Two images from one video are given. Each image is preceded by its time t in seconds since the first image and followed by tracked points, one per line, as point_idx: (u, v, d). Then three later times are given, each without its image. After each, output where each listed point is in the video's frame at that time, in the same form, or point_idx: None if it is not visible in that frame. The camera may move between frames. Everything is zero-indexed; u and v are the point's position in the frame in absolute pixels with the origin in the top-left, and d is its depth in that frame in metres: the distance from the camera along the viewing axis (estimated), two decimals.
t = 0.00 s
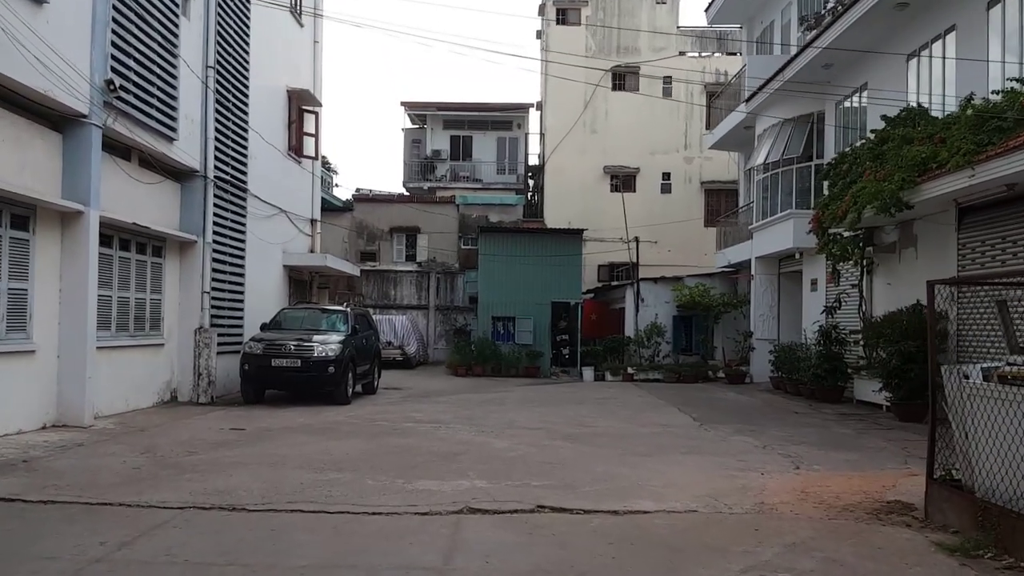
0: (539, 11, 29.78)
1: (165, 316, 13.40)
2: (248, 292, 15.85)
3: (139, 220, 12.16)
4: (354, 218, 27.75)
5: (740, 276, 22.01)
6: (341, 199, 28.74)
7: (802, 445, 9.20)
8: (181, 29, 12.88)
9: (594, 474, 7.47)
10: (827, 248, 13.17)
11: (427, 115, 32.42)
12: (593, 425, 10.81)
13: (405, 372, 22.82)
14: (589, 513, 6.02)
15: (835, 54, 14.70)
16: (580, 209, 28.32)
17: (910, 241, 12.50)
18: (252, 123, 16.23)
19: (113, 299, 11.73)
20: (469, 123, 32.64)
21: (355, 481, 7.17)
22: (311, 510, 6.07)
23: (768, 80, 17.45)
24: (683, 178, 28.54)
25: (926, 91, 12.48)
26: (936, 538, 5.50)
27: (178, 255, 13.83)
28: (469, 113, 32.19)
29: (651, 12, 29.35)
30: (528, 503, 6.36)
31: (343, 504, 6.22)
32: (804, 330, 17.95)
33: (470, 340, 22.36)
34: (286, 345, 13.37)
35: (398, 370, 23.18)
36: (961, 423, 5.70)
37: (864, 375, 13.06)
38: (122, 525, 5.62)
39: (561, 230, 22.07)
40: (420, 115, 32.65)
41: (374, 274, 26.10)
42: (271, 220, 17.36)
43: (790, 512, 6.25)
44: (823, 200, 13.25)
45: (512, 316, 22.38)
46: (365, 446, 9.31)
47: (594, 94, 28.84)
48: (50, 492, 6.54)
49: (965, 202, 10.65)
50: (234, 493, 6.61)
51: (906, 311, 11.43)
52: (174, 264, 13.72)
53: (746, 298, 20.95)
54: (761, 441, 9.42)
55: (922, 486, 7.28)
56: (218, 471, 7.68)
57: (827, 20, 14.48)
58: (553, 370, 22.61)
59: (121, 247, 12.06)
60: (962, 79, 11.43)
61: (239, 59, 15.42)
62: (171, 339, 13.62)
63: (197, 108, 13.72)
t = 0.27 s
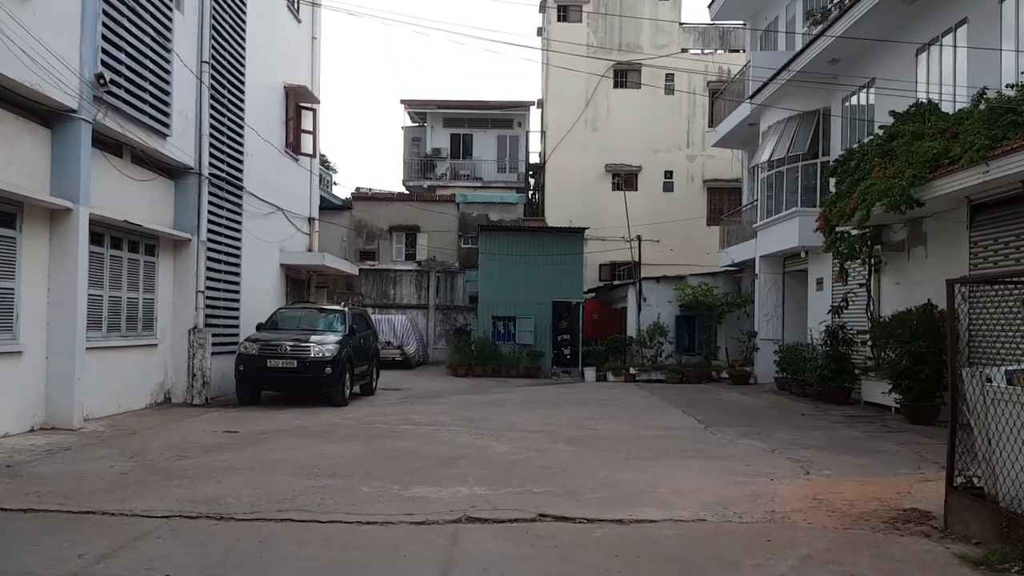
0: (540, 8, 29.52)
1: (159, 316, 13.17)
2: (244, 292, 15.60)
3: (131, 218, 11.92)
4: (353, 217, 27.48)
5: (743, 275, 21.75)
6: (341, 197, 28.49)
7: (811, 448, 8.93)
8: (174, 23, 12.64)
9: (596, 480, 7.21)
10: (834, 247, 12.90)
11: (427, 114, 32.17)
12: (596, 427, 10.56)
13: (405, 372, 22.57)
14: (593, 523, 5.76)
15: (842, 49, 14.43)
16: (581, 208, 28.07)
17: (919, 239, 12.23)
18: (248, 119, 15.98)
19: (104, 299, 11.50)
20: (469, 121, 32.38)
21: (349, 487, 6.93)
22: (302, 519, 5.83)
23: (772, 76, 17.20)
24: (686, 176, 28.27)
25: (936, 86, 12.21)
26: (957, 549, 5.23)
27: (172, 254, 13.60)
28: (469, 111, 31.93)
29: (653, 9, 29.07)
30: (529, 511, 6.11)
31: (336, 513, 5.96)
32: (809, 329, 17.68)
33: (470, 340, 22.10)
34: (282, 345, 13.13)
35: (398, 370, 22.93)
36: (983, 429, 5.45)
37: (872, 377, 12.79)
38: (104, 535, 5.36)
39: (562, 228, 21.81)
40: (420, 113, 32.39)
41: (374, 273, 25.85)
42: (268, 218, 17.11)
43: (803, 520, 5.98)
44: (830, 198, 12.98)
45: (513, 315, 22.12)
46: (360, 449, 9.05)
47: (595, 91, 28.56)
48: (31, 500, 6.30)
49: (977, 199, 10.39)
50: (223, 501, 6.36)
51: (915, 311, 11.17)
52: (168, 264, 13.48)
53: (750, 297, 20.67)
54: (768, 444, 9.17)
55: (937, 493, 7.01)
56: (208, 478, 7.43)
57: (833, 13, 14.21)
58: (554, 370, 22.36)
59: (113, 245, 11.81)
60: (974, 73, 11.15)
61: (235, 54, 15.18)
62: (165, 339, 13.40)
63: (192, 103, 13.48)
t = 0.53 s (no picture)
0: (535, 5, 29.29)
1: (147, 315, 12.91)
2: (234, 290, 15.35)
3: (117, 215, 11.66)
4: (347, 215, 27.21)
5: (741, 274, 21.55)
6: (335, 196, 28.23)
7: (812, 450, 8.71)
8: (161, 16, 12.39)
9: (592, 484, 6.97)
10: (834, 244, 12.68)
11: (422, 112, 31.92)
12: (591, 428, 10.33)
13: (399, 373, 22.32)
14: (588, 529, 5.53)
15: (842, 43, 14.22)
16: (577, 207, 27.84)
17: (921, 236, 12.02)
18: (239, 114, 15.72)
19: (89, 297, 11.24)
20: (465, 119, 32.14)
21: (336, 492, 6.69)
22: (285, 526, 5.58)
23: (770, 72, 17.00)
24: (682, 175, 28.07)
25: (938, 81, 11.99)
26: (968, 556, 5.01)
27: (160, 252, 13.34)
28: (465, 109, 31.68)
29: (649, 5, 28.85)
30: (522, 516, 5.87)
31: (320, 519, 5.72)
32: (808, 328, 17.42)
33: (465, 340, 21.86)
34: (272, 345, 12.87)
35: (392, 370, 22.69)
36: (995, 430, 5.22)
37: (873, 376, 12.58)
38: (75, 544, 5.11)
39: (558, 227, 21.58)
40: (415, 111, 32.13)
41: (368, 273, 25.60)
42: (258, 216, 16.84)
43: (806, 526, 5.74)
44: (830, 194, 12.76)
45: (509, 315, 21.88)
46: (349, 452, 8.79)
47: (591, 89, 28.34)
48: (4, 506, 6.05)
49: (981, 195, 10.17)
50: (204, 507, 6.12)
51: (917, 309, 10.95)
52: (156, 261, 13.22)
53: (748, 296, 20.45)
54: (768, 446, 8.94)
55: (944, 497, 6.76)
56: (190, 482, 7.19)
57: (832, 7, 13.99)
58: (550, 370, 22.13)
59: (98, 242, 11.55)
60: (977, 66, 10.94)
61: (225, 49, 14.93)
62: (153, 339, 13.14)
63: (180, 98, 13.21)
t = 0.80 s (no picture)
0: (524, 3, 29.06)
1: (126, 317, 12.59)
2: (216, 292, 15.05)
3: (94, 214, 11.35)
4: (334, 215, 26.89)
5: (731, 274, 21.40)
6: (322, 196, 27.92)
7: (806, 455, 8.51)
8: (139, 10, 12.08)
9: (581, 492, 6.74)
10: (827, 244, 12.51)
11: (410, 111, 31.63)
12: (580, 433, 10.11)
13: (386, 374, 22.05)
14: (577, 542, 5.29)
15: (833, 41, 14.06)
16: (567, 206, 27.63)
17: (914, 237, 11.86)
18: (221, 112, 15.41)
19: (65, 299, 10.93)
20: (453, 118, 31.87)
21: (316, 502, 6.43)
22: (260, 541, 5.33)
23: (761, 70, 16.83)
24: (672, 175, 27.90)
25: (931, 78, 11.83)
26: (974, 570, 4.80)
27: (140, 252, 13.03)
28: (453, 109, 31.41)
29: (639, 4, 28.67)
30: (508, 528, 5.63)
31: (297, 533, 5.47)
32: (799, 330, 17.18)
33: (454, 341, 21.61)
34: (254, 347, 12.59)
35: (379, 372, 22.41)
36: (1001, 438, 5.02)
37: (865, 379, 12.42)
38: (37, 561, 4.85)
39: (546, 227, 21.36)
40: (403, 110, 31.84)
41: (355, 273, 25.30)
42: (242, 216, 16.54)
43: (804, 537, 5.52)
44: (822, 193, 12.58)
45: (498, 316, 21.64)
46: (331, 459, 8.53)
47: (581, 88, 28.13)
48: None
49: (976, 194, 10.00)
50: (176, 520, 5.86)
51: (911, 311, 10.77)
52: (135, 262, 12.91)
53: (738, 297, 20.28)
54: (761, 451, 8.74)
55: (944, 505, 6.57)
56: (164, 492, 6.92)
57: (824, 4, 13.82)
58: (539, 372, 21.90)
59: (74, 243, 11.23)
60: (972, 64, 10.78)
61: (207, 45, 14.63)
62: (132, 342, 12.83)
63: (160, 95, 12.90)
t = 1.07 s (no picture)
0: None
1: (109, 315, 12.28)
2: (202, 290, 14.75)
3: (77, 210, 11.04)
4: (325, 213, 26.58)
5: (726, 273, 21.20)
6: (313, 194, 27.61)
7: (808, 457, 8.28)
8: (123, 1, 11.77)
9: (576, 496, 6.49)
10: (825, 241, 12.30)
11: (402, 108, 31.33)
12: (574, 434, 9.85)
13: (378, 374, 21.76)
14: (573, 550, 5.04)
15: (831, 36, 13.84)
16: (560, 205, 27.39)
17: (914, 233, 11.65)
18: (208, 107, 15.10)
19: (45, 297, 10.62)
20: (445, 116, 31.59)
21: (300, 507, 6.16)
22: (238, 549, 5.06)
23: (757, 66, 16.62)
24: (666, 173, 27.70)
25: (932, 73, 11.62)
26: None
27: (124, 249, 12.72)
28: (446, 106, 31.13)
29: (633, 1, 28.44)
30: (500, 534, 5.37)
31: (278, 541, 5.20)
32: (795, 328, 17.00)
33: (446, 341, 21.33)
34: (241, 346, 12.29)
35: (371, 372, 22.12)
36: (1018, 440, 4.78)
37: (865, 378, 12.21)
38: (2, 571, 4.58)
39: (540, 225, 21.11)
40: (395, 108, 31.54)
41: (346, 272, 25.01)
42: (229, 213, 16.24)
43: (810, 543, 5.28)
44: (821, 189, 12.38)
45: (490, 315, 21.38)
46: (318, 461, 8.25)
47: (574, 86, 27.89)
48: None
49: (979, 190, 9.80)
50: (152, 527, 5.58)
51: (911, 309, 10.61)
52: (119, 259, 12.59)
53: (734, 296, 20.07)
54: (761, 453, 8.50)
55: (953, 509, 6.34)
56: (142, 497, 6.64)
57: None
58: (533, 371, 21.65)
59: (55, 239, 10.92)
60: (974, 57, 10.57)
61: (193, 38, 14.32)
62: (116, 340, 12.51)
63: (144, 88, 12.59)
